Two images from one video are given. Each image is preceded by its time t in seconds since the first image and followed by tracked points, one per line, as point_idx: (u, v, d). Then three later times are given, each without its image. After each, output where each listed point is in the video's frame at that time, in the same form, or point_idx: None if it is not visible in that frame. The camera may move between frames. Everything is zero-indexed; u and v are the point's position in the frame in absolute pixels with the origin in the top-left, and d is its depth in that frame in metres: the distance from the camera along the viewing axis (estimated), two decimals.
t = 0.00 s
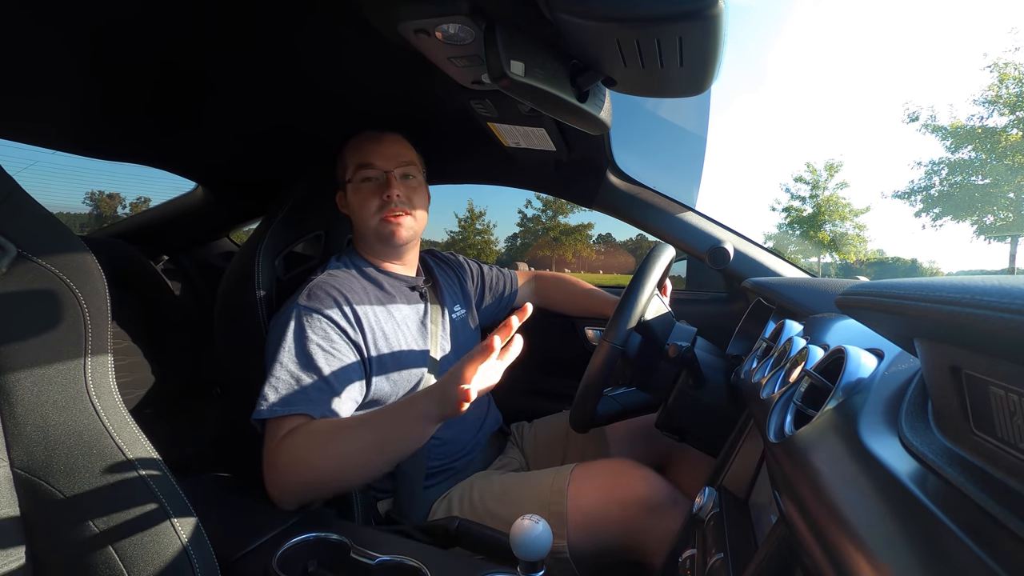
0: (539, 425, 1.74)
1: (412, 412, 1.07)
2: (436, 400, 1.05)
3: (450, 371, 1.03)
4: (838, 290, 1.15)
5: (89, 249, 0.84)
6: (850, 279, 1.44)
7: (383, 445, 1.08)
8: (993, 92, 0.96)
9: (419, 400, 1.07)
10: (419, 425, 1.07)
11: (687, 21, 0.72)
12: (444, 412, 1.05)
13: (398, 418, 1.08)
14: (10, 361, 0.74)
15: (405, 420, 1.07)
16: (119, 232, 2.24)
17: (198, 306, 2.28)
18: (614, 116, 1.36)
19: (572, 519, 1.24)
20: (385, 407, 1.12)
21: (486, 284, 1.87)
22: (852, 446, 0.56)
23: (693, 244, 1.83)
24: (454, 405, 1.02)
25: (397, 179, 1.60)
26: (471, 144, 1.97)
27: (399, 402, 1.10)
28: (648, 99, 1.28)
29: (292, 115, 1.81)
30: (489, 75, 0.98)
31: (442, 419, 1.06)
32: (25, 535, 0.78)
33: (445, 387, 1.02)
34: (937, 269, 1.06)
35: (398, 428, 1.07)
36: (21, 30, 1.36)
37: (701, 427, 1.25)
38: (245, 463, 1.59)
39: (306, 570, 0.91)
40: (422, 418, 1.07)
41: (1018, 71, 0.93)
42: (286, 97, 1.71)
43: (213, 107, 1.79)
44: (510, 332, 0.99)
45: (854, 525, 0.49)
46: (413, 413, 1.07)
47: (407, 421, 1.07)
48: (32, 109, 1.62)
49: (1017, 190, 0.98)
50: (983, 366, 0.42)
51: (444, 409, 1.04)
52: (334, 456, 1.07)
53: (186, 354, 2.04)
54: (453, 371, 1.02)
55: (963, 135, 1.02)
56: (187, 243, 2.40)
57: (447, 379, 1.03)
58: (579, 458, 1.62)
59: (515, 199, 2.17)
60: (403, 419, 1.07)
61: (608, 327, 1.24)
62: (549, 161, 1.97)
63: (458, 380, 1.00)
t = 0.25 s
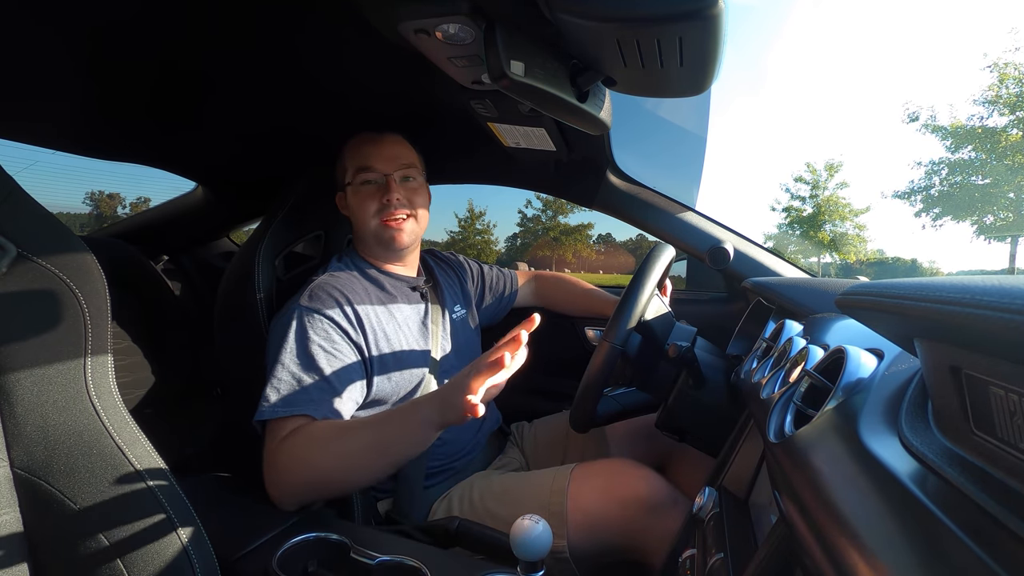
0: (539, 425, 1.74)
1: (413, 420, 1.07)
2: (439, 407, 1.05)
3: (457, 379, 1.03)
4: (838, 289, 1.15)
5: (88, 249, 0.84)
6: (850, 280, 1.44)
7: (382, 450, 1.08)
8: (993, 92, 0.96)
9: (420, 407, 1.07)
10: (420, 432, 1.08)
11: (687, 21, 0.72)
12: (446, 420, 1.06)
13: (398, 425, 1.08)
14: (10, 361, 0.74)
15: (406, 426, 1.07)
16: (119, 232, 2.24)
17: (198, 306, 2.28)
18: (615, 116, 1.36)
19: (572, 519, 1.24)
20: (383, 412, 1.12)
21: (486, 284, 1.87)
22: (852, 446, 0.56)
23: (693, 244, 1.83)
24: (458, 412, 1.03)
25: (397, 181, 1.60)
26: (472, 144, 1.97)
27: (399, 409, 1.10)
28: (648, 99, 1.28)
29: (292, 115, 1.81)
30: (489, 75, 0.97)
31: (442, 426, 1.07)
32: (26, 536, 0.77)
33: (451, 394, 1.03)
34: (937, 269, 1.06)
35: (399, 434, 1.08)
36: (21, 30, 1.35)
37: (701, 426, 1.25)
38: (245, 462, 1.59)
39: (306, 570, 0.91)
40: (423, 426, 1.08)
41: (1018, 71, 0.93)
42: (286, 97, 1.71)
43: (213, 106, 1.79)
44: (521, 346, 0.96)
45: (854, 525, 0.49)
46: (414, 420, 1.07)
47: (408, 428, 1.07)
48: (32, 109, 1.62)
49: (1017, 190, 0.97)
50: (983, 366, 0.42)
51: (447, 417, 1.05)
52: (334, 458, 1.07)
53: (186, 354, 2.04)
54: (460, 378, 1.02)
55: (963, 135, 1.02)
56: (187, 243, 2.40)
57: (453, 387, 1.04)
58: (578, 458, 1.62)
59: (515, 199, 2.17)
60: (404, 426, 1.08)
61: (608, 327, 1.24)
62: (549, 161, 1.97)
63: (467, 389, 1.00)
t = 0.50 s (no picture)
0: (539, 425, 1.74)
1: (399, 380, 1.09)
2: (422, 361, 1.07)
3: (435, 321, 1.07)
4: (838, 289, 1.15)
5: (88, 249, 0.84)
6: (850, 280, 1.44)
7: (373, 418, 1.10)
8: (993, 92, 0.96)
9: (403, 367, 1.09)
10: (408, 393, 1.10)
11: (687, 21, 0.72)
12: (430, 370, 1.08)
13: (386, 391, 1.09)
14: (10, 361, 0.73)
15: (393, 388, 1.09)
16: (119, 232, 2.24)
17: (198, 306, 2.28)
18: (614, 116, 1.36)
19: (572, 519, 1.24)
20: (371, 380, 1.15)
21: (486, 284, 1.87)
22: (852, 446, 0.56)
23: (693, 244, 1.83)
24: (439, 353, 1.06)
25: (398, 184, 1.60)
26: (472, 145, 1.97)
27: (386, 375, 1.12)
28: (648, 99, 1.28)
29: (292, 115, 1.81)
30: (489, 75, 0.98)
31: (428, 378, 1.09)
32: (25, 536, 0.77)
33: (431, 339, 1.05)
34: (937, 269, 1.06)
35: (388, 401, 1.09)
36: (22, 29, 1.35)
37: (701, 426, 1.25)
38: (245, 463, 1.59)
39: (306, 570, 0.91)
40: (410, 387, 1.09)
41: (1018, 71, 0.93)
42: (286, 97, 1.71)
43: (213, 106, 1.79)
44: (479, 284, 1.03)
45: (856, 526, 0.49)
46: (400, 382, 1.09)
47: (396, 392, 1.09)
48: (33, 109, 1.62)
49: (1017, 190, 0.97)
50: (983, 367, 0.42)
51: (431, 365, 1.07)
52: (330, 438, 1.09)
53: (186, 355, 2.04)
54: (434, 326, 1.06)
55: (963, 135, 1.02)
56: (187, 243, 2.40)
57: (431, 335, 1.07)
58: (579, 458, 1.62)
59: (515, 199, 2.17)
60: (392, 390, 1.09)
61: (607, 327, 1.24)
62: (549, 161, 1.97)
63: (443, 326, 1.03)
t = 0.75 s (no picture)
0: (539, 425, 1.74)
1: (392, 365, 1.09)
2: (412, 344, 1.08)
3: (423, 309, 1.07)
4: (838, 289, 1.15)
5: (88, 249, 0.84)
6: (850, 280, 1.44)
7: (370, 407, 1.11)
8: (993, 92, 0.96)
9: (395, 353, 1.09)
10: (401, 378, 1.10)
11: (687, 21, 0.72)
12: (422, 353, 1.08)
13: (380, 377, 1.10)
14: (10, 361, 0.73)
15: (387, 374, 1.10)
16: (119, 232, 2.24)
17: (198, 306, 2.28)
18: (614, 116, 1.36)
19: (572, 518, 1.24)
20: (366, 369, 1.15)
21: (486, 284, 1.87)
22: (852, 446, 0.56)
23: (693, 244, 1.83)
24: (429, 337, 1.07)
25: (400, 184, 1.59)
26: (472, 145, 1.97)
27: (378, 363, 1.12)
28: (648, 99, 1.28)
29: (292, 115, 1.81)
30: (489, 76, 0.98)
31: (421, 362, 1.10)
32: (25, 537, 0.76)
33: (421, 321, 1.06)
34: (937, 269, 1.06)
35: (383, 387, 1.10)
36: (22, 29, 1.36)
37: (701, 426, 1.25)
38: (245, 462, 1.59)
39: (306, 570, 0.91)
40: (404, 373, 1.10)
41: (1018, 71, 0.93)
42: (286, 97, 1.71)
43: (213, 106, 1.79)
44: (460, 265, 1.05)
45: (856, 527, 0.49)
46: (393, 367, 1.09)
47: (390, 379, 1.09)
48: (33, 109, 1.62)
49: (1017, 190, 0.97)
50: (983, 366, 0.42)
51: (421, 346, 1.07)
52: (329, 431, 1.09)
53: (186, 355, 2.04)
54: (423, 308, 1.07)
55: (963, 135, 1.02)
56: (187, 243, 2.39)
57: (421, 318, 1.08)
58: (579, 458, 1.62)
59: (515, 199, 2.17)
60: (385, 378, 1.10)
61: (607, 327, 1.24)
62: (549, 162, 1.97)
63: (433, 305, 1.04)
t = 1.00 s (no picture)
0: (539, 425, 1.74)
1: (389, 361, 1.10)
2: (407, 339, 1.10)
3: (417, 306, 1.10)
4: (838, 289, 1.15)
5: (88, 249, 0.84)
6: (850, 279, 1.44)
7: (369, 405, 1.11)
8: (993, 92, 0.96)
9: (391, 350, 1.10)
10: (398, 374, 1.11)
11: (687, 21, 0.72)
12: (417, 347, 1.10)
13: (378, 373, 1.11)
14: (10, 361, 0.73)
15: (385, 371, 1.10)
16: (119, 232, 2.24)
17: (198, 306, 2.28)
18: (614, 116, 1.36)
19: (572, 519, 1.24)
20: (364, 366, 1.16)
21: (486, 284, 1.87)
22: (852, 446, 0.56)
23: (693, 244, 1.83)
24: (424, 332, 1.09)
25: (412, 185, 1.61)
26: (472, 145, 1.97)
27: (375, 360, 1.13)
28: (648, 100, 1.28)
29: (292, 115, 1.81)
30: (489, 76, 0.98)
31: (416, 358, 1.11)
32: (26, 537, 0.76)
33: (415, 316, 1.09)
34: (937, 269, 1.06)
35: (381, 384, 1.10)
36: (22, 29, 1.36)
37: (701, 426, 1.25)
38: (245, 463, 1.59)
39: (306, 570, 0.91)
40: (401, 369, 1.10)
41: (1018, 71, 0.93)
42: (286, 97, 1.71)
43: (213, 106, 1.79)
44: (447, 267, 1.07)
45: (856, 527, 0.49)
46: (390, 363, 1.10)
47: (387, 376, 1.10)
48: (33, 109, 1.62)
49: (1017, 190, 0.98)
50: (983, 366, 0.42)
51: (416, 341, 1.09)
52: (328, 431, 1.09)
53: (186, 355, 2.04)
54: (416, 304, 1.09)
55: (963, 135, 1.02)
56: (187, 243, 2.39)
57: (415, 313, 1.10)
58: (578, 458, 1.62)
59: (515, 199, 2.17)
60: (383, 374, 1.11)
61: (607, 327, 1.24)
62: (549, 161, 1.97)
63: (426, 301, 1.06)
